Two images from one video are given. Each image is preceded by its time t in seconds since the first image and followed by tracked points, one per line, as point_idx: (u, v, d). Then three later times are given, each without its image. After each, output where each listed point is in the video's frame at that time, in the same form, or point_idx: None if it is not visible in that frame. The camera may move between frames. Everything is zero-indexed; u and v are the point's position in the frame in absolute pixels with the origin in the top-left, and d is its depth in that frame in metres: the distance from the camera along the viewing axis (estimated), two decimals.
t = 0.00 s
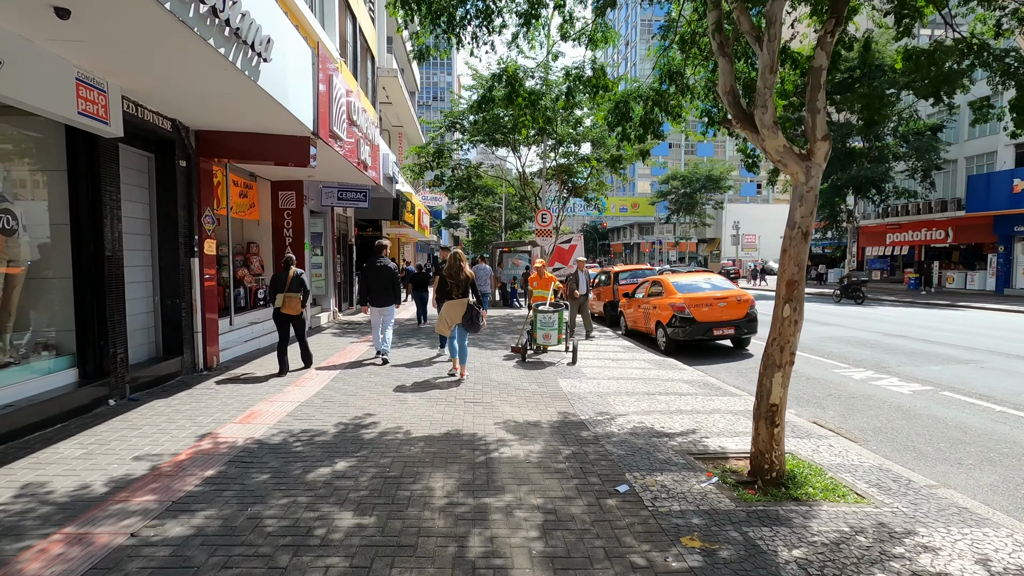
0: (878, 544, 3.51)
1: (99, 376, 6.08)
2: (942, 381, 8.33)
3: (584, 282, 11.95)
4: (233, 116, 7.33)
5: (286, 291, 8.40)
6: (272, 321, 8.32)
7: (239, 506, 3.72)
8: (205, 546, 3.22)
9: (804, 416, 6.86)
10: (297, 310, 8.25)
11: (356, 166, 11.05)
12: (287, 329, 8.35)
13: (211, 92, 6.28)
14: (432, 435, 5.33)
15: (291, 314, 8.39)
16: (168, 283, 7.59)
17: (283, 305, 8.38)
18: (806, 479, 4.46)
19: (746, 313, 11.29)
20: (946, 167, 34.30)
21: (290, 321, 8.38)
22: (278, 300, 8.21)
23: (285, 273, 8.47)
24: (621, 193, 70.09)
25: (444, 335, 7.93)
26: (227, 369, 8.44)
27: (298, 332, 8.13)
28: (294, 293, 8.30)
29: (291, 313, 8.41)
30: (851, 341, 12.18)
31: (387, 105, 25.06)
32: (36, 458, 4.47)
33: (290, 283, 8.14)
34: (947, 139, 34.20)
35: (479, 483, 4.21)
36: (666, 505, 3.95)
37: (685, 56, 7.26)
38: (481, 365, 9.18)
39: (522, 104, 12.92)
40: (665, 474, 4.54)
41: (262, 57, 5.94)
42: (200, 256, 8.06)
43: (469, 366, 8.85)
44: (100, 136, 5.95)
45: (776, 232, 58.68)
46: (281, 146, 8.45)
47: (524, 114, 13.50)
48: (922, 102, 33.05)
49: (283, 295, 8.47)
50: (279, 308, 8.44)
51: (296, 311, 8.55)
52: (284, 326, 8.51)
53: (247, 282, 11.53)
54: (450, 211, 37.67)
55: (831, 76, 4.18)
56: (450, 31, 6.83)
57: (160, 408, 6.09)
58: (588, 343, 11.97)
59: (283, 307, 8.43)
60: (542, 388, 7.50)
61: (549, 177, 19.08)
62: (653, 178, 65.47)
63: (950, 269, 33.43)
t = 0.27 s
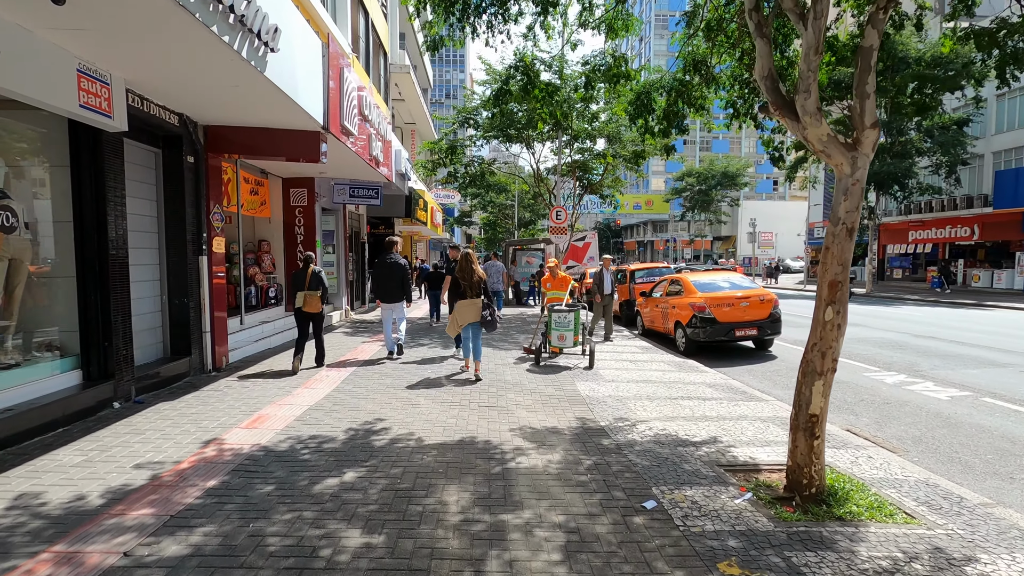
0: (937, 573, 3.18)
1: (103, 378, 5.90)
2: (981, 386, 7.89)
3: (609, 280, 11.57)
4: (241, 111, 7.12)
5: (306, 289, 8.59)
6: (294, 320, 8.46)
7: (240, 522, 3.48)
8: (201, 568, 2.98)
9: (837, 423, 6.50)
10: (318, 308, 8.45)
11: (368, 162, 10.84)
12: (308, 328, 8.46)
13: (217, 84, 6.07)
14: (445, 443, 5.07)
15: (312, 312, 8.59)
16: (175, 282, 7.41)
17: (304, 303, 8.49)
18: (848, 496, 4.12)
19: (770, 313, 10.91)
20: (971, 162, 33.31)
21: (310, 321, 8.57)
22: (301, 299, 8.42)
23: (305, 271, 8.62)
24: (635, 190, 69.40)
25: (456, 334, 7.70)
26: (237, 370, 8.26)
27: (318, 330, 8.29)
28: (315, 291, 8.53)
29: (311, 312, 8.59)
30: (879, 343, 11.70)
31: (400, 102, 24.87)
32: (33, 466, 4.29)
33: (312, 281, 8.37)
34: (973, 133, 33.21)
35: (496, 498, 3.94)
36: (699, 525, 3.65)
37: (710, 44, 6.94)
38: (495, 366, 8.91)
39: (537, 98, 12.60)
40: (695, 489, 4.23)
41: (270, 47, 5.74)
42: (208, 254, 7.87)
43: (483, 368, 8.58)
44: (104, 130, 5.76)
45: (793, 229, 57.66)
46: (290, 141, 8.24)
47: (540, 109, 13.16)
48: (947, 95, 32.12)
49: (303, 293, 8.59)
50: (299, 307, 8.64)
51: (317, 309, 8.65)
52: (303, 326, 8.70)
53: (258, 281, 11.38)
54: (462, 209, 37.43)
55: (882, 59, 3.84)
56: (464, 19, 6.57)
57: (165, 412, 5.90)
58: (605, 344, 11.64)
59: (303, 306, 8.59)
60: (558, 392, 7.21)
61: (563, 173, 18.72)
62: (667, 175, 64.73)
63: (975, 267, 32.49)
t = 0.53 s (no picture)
0: None
1: (101, 380, 5.73)
2: (1015, 393, 7.51)
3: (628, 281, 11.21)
4: (245, 105, 6.94)
5: (318, 287, 8.51)
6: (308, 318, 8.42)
7: (233, 540, 3.26)
8: None
9: (864, 432, 6.18)
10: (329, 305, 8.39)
11: (376, 159, 10.64)
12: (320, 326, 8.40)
13: (218, 76, 5.87)
14: (452, 452, 4.82)
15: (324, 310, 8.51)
16: (178, 281, 7.24)
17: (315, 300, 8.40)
18: (888, 515, 3.81)
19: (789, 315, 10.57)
20: (992, 160, 32.51)
21: (321, 319, 8.50)
22: (312, 296, 8.36)
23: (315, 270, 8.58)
24: (645, 190, 68.80)
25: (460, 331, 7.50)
26: (241, 372, 8.08)
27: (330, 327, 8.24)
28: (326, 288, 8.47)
29: (322, 310, 8.52)
30: (902, 346, 11.29)
31: (409, 100, 24.68)
32: (23, 474, 4.10)
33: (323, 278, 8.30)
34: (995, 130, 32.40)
35: (506, 514, 3.68)
36: (727, 547, 3.36)
37: (730, 34, 6.64)
38: (505, 369, 8.65)
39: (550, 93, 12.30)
40: (719, 505, 3.94)
41: (272, 37, 5.54)
42: (212, 253, 7.69)
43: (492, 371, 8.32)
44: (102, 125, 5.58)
45: (807, 229, 56.80)
46: (296, 137, 8.06)
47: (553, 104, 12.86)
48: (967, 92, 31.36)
49: (313, 291, 8.49)
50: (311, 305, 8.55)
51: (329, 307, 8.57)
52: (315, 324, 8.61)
53: (265, 281, 11.22)
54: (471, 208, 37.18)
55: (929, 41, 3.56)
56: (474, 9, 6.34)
57: (164, 416, 5.71)
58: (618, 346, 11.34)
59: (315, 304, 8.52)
60: (571, 397, 6.94)
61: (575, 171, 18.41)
62: (678, 174, 64.09)
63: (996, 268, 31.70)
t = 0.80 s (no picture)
0: None
1: (94, 383, 5.53)
2: None
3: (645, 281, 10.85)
4: (244, 99, 6.71)
5: (325, 286, 8.28)
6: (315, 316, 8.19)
7: (216, 561, 3.02)
8: None
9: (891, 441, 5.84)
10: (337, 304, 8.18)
11: (381, 156, 10.41)
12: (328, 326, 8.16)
13: (214, 67, 5.64)
14: (455, 463, 4.55)
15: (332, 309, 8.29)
16: (176, 280, 7.03)
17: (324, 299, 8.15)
18: (929, 538, 3.49)
19: (807, 316, 10.21)
20: (1012, 158, 31.75)
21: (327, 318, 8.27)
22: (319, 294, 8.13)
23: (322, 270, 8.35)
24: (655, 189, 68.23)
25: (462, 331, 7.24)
26: (241, 374, 7.87)
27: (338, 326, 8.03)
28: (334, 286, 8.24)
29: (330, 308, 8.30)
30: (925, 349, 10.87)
31: (417, 98, 24.47)
32: (3, 484, 3.89)
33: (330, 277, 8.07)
34: (1015, 127, 31.65)
35: (511, 533, 3.41)
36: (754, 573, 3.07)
37: (750, 21, 6.32)
38: (512, 372, 8.36)
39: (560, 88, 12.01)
40: (743, 525, 3.64)
41: (268, 25, 5.32)
42: (212, 252, 7.48)
43: (498, 374, 8.03)
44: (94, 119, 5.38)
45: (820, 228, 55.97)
46: (297, 131, 7.82)
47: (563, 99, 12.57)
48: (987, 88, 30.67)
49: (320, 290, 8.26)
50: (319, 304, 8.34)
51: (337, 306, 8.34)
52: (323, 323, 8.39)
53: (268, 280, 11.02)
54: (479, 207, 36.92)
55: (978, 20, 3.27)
56: None
57: (157, 421, 5.49)
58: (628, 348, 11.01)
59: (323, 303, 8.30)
60: (581, 403, 6.64)
61: (585, 169, 18.08)
62: (688, 173, 63.48)
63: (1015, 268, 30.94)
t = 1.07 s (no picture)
0: None
1: (90, 386, 5.35)
2: None
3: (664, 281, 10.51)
4: (245, 91, 6.49)
5: (331, 283, 8.09)
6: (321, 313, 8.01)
7: None
8: None
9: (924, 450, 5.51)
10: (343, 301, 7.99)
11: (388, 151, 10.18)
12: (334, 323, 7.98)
13: (212, 58, 5.42)
14: (462, 472, 4.29)
15: (337, 305, 8.11)
16: (176, 279, 6.84)
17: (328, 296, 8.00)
18: (981, 561, 3.18)
19: (827, 317, 9.85)
20: None
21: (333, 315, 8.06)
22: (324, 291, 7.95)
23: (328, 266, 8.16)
24: (666, 186, 67.59)
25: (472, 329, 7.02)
26: (244, 374, 7.68)
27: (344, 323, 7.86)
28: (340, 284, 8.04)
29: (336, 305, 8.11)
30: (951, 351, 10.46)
31: (426, 94, 24.25)
32: None
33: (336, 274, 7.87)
34: None
35: (521, 554, 3.16)
36: None
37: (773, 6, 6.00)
38: (522, 373, 8.10)
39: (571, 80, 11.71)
40: (774, 546, 3.36)
41: (267, 12, 5.09)
42: (213, 249, 7.29)
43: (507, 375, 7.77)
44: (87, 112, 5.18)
45: (834, 225, 55.12)
46: (300, 125, 7.60)
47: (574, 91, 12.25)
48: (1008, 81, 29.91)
49: (326, 287, 8.07)
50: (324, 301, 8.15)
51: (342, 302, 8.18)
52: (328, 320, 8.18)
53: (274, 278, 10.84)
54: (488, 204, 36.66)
55: None
56: None
57: (154, 425, 5.29)
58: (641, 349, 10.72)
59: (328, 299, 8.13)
60: (593, 407, 6.37)
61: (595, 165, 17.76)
62: (699, 170, 62.78)
63: None
